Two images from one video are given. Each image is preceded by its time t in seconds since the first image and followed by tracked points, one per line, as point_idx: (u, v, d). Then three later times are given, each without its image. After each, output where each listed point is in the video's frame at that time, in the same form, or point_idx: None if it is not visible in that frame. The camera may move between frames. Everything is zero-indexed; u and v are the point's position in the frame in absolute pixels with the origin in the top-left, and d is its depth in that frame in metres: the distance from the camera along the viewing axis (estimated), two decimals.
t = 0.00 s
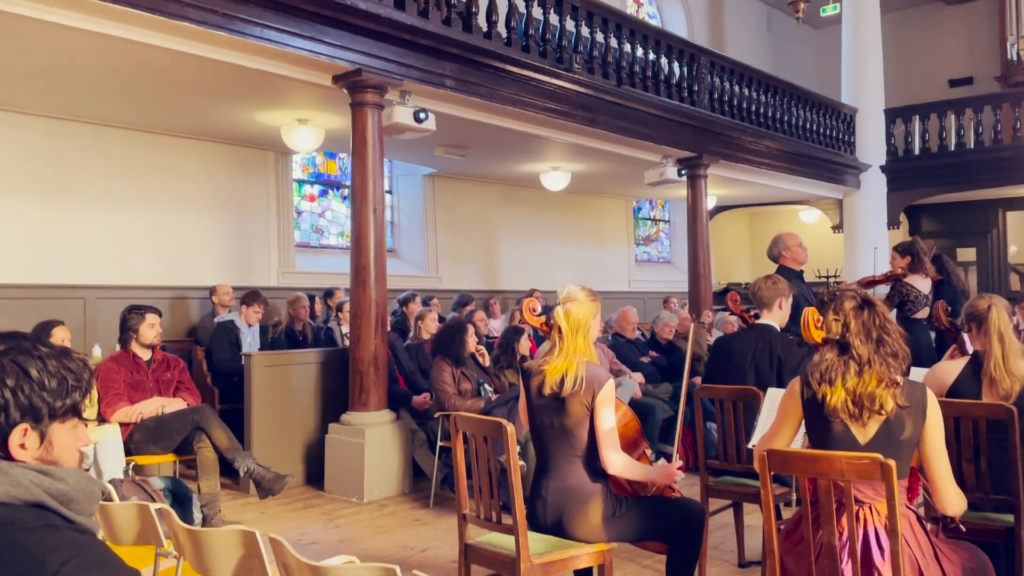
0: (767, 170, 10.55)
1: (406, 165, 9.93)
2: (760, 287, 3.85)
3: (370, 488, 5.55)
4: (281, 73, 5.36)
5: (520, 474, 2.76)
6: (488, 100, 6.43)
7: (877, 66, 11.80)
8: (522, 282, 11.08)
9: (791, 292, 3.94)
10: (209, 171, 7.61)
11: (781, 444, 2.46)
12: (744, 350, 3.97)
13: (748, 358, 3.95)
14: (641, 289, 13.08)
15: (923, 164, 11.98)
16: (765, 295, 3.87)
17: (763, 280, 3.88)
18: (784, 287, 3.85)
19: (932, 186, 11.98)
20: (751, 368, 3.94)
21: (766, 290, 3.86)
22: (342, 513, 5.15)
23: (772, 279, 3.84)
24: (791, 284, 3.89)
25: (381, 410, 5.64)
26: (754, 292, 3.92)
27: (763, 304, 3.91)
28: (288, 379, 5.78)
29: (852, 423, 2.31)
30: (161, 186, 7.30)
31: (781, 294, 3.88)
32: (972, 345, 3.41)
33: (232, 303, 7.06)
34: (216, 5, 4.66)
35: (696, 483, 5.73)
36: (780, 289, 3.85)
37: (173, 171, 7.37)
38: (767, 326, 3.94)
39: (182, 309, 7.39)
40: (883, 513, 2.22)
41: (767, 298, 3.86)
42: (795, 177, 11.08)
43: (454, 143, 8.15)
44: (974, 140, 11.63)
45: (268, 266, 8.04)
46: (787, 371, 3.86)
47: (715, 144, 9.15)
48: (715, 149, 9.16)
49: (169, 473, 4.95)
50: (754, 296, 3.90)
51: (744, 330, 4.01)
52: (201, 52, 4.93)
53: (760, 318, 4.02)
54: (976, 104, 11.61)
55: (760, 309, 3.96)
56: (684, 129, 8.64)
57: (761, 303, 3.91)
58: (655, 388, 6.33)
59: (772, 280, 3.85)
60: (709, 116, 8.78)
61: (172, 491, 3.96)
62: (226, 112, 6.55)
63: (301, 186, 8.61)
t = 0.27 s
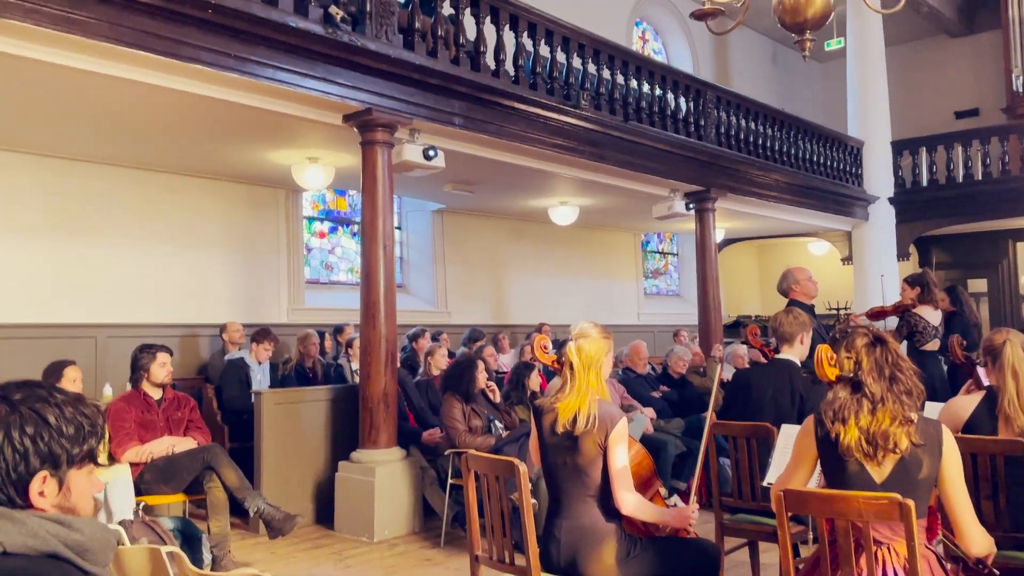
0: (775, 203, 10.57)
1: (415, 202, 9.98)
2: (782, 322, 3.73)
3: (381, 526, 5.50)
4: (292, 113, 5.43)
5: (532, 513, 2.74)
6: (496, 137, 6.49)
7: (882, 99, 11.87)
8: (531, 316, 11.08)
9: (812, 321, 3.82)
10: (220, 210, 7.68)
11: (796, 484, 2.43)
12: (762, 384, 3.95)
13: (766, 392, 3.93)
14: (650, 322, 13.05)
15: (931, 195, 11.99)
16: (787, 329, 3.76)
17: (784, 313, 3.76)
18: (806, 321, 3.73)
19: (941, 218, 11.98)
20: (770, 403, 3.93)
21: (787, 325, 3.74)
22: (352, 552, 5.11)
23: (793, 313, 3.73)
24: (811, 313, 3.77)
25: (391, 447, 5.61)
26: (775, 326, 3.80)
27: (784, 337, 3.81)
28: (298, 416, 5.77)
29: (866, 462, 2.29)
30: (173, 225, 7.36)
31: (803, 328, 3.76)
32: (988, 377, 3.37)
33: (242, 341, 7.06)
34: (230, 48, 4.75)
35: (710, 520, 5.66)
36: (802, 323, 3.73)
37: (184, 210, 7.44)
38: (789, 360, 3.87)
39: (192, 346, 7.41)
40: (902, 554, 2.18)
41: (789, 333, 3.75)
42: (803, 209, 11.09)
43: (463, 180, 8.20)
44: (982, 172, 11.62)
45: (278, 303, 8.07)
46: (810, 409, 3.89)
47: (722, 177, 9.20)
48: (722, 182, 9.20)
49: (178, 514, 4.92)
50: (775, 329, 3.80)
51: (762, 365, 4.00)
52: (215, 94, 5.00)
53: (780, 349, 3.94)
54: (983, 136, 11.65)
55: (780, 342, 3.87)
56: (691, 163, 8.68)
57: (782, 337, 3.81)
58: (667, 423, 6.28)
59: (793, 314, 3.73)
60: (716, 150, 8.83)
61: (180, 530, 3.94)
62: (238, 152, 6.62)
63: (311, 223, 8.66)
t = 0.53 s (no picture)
0: (788, 239, 10.56)
1: (428, 241, 10.04)
2: (807, 359, 3.76)
3: (396, 570, 5.45)
4: (308, 157, 5.50)
5: (550, 556, 2.71)
6: (509, 178, 6.55)
7: (893, 134, 11.91)
8: (545, 354, 11.05)
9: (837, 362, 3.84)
10: (237, 252, 7.76)
11: (819, 528, 2.40)
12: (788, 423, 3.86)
13: (792, 432, 3.83)
14: (665, 358, 12.98)
15: (945, 229, 11.96)
16: (812, 367, 3.77)
17: (808, 351, 3.80)
18: (831, 358, 3.75)
19: (956, 252, 11.92)
20: (796, 443, 3.83)
21: (812, 363, 3.76)
22: None
23: (818, 350, 3.76)
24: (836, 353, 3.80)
25: (406, 489, 5.57)
26: (799, 365, 3.83)
27: (808, 376, 3.82)
28: (313, 458, 5.75)
29: (889, 506, 2.26)
30: (191, 269, 7.43)
31: (828, 367, 3.78)
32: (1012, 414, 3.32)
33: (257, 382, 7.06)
34: (247, 95, 4.83)
35: (730, 562, 5.57)
36: (827, 360, 3.75)
37: (202, 254, 7.51)
38: (814, 399, 3.83)
39: (208, 389, 7.42)
40: None
41: (814, 371, 3.76)
42: (817, 245, 11.07)
43: (476, 219, 8.25)
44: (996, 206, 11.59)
45: (293, 344, 8.10)
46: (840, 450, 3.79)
47: (734, 214, 9.21)
48: (734, 219, 9.21)
49: (194, 559, 4.88)
50: (799, 368, 3.81)
51: (785, 404, 3.95)
52: (232, 140, 5.08)
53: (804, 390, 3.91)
54: (995, 169, 11.64)
55: (805, 382, 3.87)
56: (703, 200, 8.71)
57: (807, 376, 3.82)
58: (684, 462, 6.22)
59: (818, 352, 3.76)
60: (728, 187, 8.86)
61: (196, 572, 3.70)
62: (254, 196, 6.70)
63: (326, 264, 8.72)
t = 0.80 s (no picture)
0: (803, 272, 10.52)
1: (442, 277, 10.07)
2: (827, 397, 3.71)
3: None
4: (323, 196, 5.56)
5: None
6: (522, 214, 6.58)
7: (906, 166, 11.90)
8: (560, 389, 10.99)
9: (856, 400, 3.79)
10: (253, 290, 7.81)
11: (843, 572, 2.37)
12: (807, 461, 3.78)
13: (812, 472, 3.74)
14: (681, 393, 12.89)
15: (962, 261, 11.89)
16: (832, 406, 3.73)
17: (827, 388, 3.75)
18: (851, 396, 3.71)
19: (974, 284, 11.83)
20: (815, 482, 3.75)
21: (832, 401, 3.72)
22: None
23: (837, 388, 3.71)
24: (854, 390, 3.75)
25: (421, 529, 5.51)
26: (818, 403, 3.78)
27: (828, 414, 3.77)
28: (328, 498, 5.72)
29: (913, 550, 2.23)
30: (207, 307, 7.48)
31: (848, 405, 3.73)
32: None
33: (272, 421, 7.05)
34: (264, 137, 4.91)
35: None
36: (846, 399, 3.70)
37: (218, 292, 7.57)
38: (834, 436, 3.76)
39: (224, 427, 7.42)
40: None
41: (834, 409, 3.71)
42: (832, 278, 11.02)
43: (490, 255, 8.28)
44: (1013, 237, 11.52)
45: (308, 381, 8.11)
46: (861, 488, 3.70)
47: (749, 248, 9.20)
48: (748, 253, 9.20)
49: None
50: (819, 406, 3.76)
51: (803, 440, 3.88)
52: (248, 180, 5.14)
53: (824, 427, 3.84)
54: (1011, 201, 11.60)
55: (824, 419, 3.81)
56: (716, 234, 8.71)
57: (826, 415, 3.77)
58: (703, 500, 6.14)
59: (837, 390, 3.72)
60: (741, 220, 8.86)
61: None
62: (270, 234, 6.76)
63: (340, 300, 8.76)
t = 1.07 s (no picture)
0: (816, 302, 10.47)
1: (453, 307, 10.07)
2: (836, 432, 3.69)
3: None
4: (334, 229, 5.58)
5: None
6: (533, 246, 6.58)
7: (918, 195, 11.87)
8: (572, 421, 10.92)
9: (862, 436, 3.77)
10: (264, 322, 7.84)
11: None
12: (818, 496, 3.70)
13: (825, 507, 3.67)
14: (694, 424, 12.78)
15: (977, 291, 11.81)
16: (841, 442, 3.69)
17: (836, 423, 3.73)
18: (860, 431, 3.69)
19: (989, 314, 11.73)
20: (828, 517, 3.66)
21: (842, 436, 3.69)
22: None
23: (845, 422, 3.70)
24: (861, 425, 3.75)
25: (432, 563, 5.41)
26: (827, 439, 3.74)
27: (837, 449, 3.72)
28: (338, 532, 5.67)
29: None
30: (219, 339, 7.50)
31: (857, 440, 3.70)
32: None
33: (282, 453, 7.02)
34: (276, 171, 4.94)
35: None
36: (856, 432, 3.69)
37: (230, 324, 7.60)
38: (844, 471, 3.70)
39: (234, 460, 7.40)
40: None
41: (844, 444, 3.67)
42: (845, 308, 10.96)
43: (500, 286, 8.28)
44: None
45: (319, 413, 8.10)
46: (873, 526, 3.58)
47: (760, 278, 9.17)
48: (760, 283, 9.17)
49: None
50: (828, 442, 3.72)
51: (814, 474, 3.81)
52: (260, 214, 5.17)
53: (833, 463, 3.79)
54: None
55: (833, 455, 3.76)
56: (727, 264, 8.69)
57: (836, 450, 3.72)
58: (717, 535, 6.07)
59: (846, 425, 3.70)
60: (752, 251, 8.83)
61: None
62: (282, 267, 6.80)
63: (351, 331, 8.77)
